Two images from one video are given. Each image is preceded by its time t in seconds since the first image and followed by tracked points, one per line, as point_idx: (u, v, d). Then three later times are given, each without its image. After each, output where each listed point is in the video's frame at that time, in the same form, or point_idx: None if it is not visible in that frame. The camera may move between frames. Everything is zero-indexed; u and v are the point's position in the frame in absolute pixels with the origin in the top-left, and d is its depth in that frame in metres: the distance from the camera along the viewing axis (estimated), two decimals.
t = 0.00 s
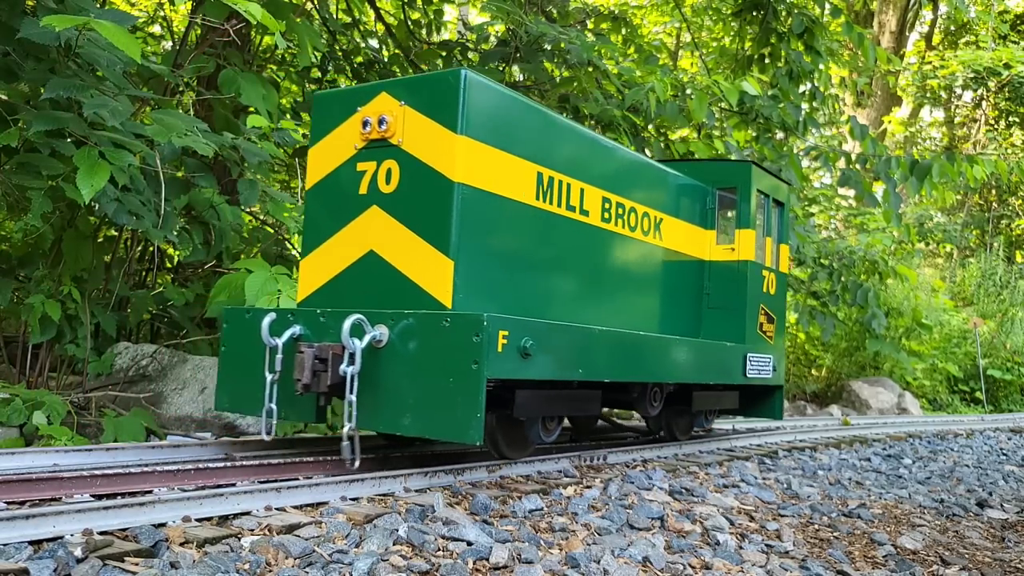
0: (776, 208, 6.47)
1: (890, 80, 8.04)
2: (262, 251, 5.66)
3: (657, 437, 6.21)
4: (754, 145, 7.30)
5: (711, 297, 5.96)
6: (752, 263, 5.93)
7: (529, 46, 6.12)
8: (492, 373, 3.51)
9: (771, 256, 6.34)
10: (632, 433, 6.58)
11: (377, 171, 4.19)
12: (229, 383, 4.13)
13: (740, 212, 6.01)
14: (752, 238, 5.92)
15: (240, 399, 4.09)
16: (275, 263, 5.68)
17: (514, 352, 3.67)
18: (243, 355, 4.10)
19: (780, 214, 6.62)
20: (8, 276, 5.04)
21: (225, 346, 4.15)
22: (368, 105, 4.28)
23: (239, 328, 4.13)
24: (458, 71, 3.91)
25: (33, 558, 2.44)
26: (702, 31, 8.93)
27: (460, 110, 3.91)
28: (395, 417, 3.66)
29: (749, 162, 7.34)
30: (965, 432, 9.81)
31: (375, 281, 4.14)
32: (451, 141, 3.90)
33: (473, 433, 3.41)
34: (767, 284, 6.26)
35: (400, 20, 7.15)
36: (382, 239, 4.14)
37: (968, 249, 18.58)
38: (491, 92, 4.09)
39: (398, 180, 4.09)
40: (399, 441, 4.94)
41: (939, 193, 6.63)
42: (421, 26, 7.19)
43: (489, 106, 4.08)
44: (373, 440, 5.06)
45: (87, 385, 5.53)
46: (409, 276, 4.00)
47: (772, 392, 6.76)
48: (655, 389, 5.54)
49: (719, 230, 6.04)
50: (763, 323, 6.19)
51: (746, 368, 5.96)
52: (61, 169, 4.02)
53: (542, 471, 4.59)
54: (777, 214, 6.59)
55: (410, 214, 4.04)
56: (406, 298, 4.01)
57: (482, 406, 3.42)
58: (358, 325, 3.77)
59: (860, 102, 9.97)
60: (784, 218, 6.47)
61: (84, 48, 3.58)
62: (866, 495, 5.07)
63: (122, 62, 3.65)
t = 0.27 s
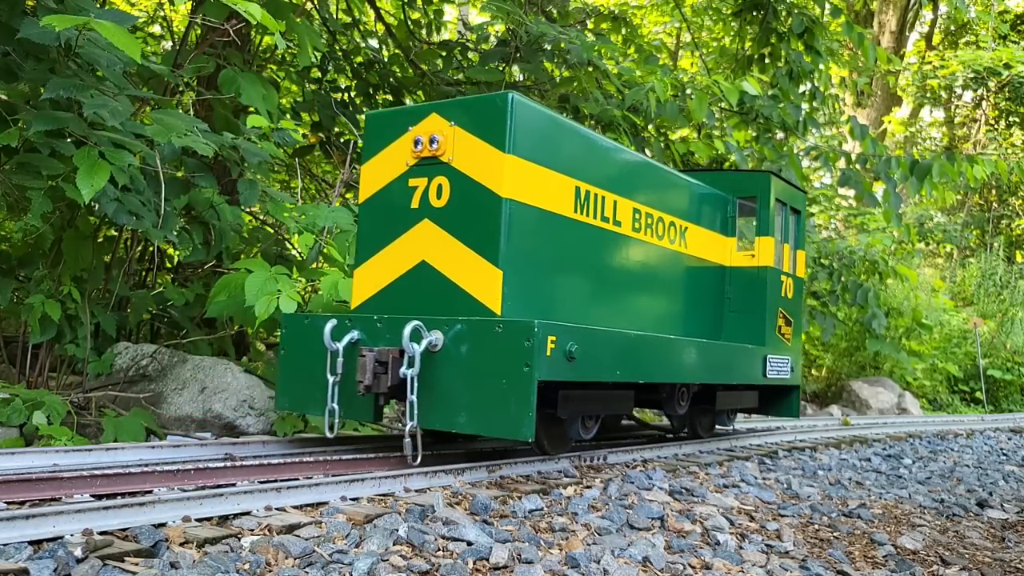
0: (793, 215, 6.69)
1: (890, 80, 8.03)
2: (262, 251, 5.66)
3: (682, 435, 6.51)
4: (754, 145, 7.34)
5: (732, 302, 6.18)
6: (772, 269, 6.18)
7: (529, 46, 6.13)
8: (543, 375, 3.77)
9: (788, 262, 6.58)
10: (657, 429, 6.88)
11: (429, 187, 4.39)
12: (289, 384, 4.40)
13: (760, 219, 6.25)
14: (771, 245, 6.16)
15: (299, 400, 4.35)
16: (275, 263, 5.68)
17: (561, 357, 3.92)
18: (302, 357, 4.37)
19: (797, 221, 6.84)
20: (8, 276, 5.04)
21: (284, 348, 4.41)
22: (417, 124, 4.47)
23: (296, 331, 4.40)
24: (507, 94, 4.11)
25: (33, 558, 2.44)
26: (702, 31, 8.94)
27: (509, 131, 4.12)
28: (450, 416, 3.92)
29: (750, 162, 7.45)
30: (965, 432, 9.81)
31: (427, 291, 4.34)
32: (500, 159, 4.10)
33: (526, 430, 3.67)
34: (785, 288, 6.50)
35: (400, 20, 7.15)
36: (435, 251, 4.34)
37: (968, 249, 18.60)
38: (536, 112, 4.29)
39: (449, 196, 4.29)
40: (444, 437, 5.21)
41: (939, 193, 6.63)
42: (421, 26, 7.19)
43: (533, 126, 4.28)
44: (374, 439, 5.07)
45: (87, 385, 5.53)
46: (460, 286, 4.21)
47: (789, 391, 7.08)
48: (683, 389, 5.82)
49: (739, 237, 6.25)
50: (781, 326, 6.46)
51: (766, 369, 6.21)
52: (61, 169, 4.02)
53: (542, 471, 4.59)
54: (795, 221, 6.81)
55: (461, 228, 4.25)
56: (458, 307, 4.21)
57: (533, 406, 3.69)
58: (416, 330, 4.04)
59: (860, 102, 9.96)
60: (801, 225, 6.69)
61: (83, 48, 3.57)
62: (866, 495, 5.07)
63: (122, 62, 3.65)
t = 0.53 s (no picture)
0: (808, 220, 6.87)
1: (890, 81, 7.95)
2: (262, 251, 5.66)
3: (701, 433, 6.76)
4: (754, 145, 7.35)
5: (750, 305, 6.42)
6: (788, 274, 6.41)
7: (529, 46, 6.16)
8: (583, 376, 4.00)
9: (803, 266, 6.79)
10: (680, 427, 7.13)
11: (471, 199, 4.70)
12: (339, 382, 4.72)
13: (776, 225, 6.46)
14: (787, 251, 6.38)
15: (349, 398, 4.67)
16: (275, 263, 5.68)
17: (599, 359, 4.15)
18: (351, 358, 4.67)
19: (811, 227, 7.03)
20: (7, 276, 5.05)
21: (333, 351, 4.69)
22: (458, 141, 4.78)
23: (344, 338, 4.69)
24: (544, 113, 4.41)
25: (34, 557, 2.44)
26: (702, 31, 8.95)
27: (546, 147, 4.40)
28: (495, 414, 4.15)
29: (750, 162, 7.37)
30: (964, 432, 9.81)
31: (471, 295, 4.65)
32: (538, 174, 4.39)
33: (568, 428, 3.89)
34: (800, 292, 6.71)
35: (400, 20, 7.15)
36: (476, 259, 4.64)
37: (967, 249, 18.61)
38: (570, 128, 4.57)
39: (490, 208, 4.60)
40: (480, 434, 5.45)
41: (938, 193, 6.63)
42: (421, 26, 7.20)
43: (568, 141, 4.56)
44: (376, 439, 5.08)
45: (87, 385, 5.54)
46: (501, 292, 4.51)
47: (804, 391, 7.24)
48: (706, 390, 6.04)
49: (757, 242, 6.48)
50: (797, 328, 6.68)
51: (783, 371, 6.43)
52: (61, 169, 4.02)
53: (542, 471, 4.59)
54: (809, 226, 7.00)
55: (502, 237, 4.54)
56: (500, 311, 4.53)
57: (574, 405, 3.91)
58: (460, 334, 4.30)
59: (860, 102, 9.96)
60: (815, 231, 6.87)
61: (84, 48, 3.57)
62: (866, 495, 5.08)
63: (122, 62, 3.64)
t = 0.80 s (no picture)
0: (822, 226, 7.08)
1: (890, 80, 8.00)
2: (262, 251, 5.66)
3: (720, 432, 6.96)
4: (754, 145, 7.36)
5: (766, 309, 6.60)
6: (804, 278, 6.59)
7: (529, 46, 6.14)
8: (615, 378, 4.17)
9: (818, 271, 6.96)
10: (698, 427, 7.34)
11: (505, 209, 4.85)
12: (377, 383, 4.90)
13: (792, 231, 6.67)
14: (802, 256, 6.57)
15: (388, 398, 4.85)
16: (275, 263, 5.68)
17: (630, 361, 4.33)
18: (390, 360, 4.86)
19: (824, 232, 7.19)
20: (7, 276, 5.04)
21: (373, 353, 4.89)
22: (492, 152, 4.94)
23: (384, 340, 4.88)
24: (577, 127, 4.56)
25: (34, 557, 2.44)
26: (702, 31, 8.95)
27: (579, 160, 4.56)
28: (530, 413, 4.32)
29: (750, 162, 7.47)
30: (965, 432, 9.81)
31: (505, 302, 4.81)
32: (572, 185, 4.56)
33: (601, 426, 4.07)
34: (814, 296, 6.89)
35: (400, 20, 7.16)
36: (511, 267, 4.80)
37: (967, 249, 18.61)
38: (601, 141, 4.74)
39: (524, 218, 4.76)
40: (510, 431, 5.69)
41: (938, 193, 6.63)
42: (421, 26, 7.20)
43: (599, 153, 4.73)
44: (377, 439, 5.09)
45: (88, 385, 5.53)
46: (536, 298, 4.68)
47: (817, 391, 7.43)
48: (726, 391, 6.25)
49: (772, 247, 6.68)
50: (812, 331, 6.85)
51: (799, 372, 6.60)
52: (61, 169, 4.02)
53: (542, 471, 4.59)
54: (822, 231, 7.17)
55: (537, 246, 4.70)
56: (534, 317, 4.68)
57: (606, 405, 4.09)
58: (497, 337, 4.47)
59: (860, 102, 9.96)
60: (828, 237, 7.06)
61: (84, 48, 3.56)
62: (866, 495, 5.07)
63: (122, 62, 3.64)
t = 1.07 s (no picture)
0: (834, 232, 7.38)
1: (889, 80, 8.01)
2: (262, 251, 5.65)
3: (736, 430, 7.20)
4: (754, 145, 7.36)
5: (779, 311, 6.94)
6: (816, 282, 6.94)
7: (529, 46, 6.13)
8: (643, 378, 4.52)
9: (829, 275, 7.28)
10: (716, 426, 7.61)
11: (535, 218, 5.20)
12: (415, 382, 5.28)
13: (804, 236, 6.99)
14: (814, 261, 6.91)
15: (425, 396, 5.22)
16: (275, 263, 5.68)
17: (656, 363, 4.66)
18: (428, 361, 5.25)
19: (835, 237, 7.49)
20: (7, 275, 5.04)
21: (410, 355, 5.27)
22: (522, 164, 5.28)
23: (421, 342, 5.28)
24: (605, 140, 4.91)
25: (34, 557, 2.44)
26: (702, 31, 8.96)
27: (606, 172, 4.90)
28: (563, 411, 4.68)
29: (750, 161, 7.53)
30: (964, 432, 9.81)
31: (536, 306, 5.15)
32: (599, 195, 4.89)
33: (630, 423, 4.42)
34: (826, 299, 7.21)
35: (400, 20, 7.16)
36: (541, 273, 5.15)
37: (967, 249, 18.61)
38: (626, 153, 5.07)
39: (554, 226, 5.10)
40: (536, 429, 5.96)
41: (938, 193, 6.63)
42: (421, 26, 7.21)
43: (624, 165, 5.07)
44: (378, 439, 5.10)
45: (88, 385, 5.53)
46: (565, 301, 5.01)
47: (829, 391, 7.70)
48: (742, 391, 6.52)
49: (784, 253, 7.02)
50: (823, 333, 7.17)
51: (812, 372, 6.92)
52: (60, 169, 4.02)
53: (542, 471, 4.60)
54: (833, 237, 7.47)
55: (565, 253, 5.04)
56: (563, 320, 5.02)
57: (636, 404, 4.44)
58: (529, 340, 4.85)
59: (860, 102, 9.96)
60: (840, 242, 7.35)
61: (84, 48, 3.56)
62: (866, 495, 5.07)
63: (122, 62, 3.64)
